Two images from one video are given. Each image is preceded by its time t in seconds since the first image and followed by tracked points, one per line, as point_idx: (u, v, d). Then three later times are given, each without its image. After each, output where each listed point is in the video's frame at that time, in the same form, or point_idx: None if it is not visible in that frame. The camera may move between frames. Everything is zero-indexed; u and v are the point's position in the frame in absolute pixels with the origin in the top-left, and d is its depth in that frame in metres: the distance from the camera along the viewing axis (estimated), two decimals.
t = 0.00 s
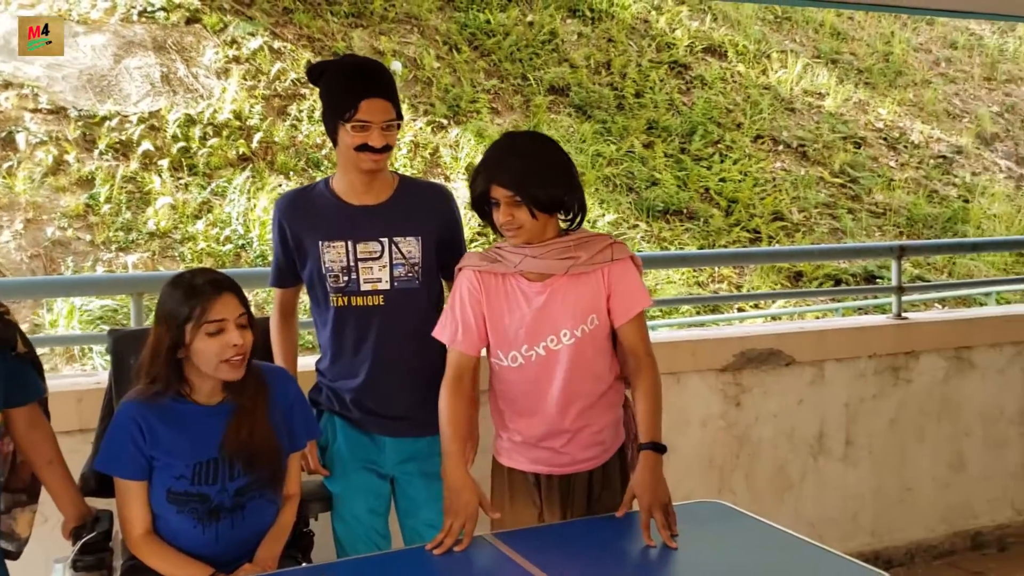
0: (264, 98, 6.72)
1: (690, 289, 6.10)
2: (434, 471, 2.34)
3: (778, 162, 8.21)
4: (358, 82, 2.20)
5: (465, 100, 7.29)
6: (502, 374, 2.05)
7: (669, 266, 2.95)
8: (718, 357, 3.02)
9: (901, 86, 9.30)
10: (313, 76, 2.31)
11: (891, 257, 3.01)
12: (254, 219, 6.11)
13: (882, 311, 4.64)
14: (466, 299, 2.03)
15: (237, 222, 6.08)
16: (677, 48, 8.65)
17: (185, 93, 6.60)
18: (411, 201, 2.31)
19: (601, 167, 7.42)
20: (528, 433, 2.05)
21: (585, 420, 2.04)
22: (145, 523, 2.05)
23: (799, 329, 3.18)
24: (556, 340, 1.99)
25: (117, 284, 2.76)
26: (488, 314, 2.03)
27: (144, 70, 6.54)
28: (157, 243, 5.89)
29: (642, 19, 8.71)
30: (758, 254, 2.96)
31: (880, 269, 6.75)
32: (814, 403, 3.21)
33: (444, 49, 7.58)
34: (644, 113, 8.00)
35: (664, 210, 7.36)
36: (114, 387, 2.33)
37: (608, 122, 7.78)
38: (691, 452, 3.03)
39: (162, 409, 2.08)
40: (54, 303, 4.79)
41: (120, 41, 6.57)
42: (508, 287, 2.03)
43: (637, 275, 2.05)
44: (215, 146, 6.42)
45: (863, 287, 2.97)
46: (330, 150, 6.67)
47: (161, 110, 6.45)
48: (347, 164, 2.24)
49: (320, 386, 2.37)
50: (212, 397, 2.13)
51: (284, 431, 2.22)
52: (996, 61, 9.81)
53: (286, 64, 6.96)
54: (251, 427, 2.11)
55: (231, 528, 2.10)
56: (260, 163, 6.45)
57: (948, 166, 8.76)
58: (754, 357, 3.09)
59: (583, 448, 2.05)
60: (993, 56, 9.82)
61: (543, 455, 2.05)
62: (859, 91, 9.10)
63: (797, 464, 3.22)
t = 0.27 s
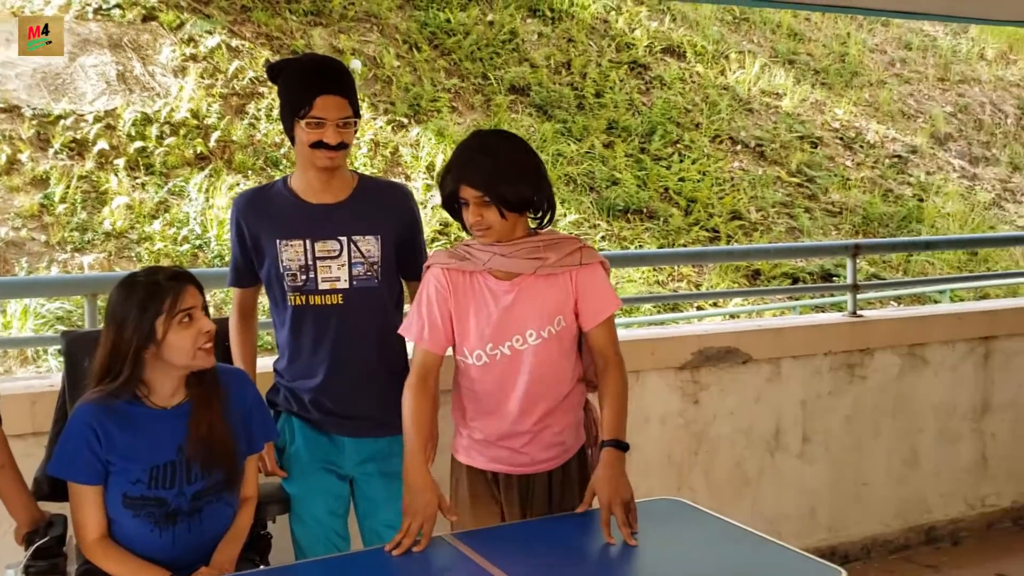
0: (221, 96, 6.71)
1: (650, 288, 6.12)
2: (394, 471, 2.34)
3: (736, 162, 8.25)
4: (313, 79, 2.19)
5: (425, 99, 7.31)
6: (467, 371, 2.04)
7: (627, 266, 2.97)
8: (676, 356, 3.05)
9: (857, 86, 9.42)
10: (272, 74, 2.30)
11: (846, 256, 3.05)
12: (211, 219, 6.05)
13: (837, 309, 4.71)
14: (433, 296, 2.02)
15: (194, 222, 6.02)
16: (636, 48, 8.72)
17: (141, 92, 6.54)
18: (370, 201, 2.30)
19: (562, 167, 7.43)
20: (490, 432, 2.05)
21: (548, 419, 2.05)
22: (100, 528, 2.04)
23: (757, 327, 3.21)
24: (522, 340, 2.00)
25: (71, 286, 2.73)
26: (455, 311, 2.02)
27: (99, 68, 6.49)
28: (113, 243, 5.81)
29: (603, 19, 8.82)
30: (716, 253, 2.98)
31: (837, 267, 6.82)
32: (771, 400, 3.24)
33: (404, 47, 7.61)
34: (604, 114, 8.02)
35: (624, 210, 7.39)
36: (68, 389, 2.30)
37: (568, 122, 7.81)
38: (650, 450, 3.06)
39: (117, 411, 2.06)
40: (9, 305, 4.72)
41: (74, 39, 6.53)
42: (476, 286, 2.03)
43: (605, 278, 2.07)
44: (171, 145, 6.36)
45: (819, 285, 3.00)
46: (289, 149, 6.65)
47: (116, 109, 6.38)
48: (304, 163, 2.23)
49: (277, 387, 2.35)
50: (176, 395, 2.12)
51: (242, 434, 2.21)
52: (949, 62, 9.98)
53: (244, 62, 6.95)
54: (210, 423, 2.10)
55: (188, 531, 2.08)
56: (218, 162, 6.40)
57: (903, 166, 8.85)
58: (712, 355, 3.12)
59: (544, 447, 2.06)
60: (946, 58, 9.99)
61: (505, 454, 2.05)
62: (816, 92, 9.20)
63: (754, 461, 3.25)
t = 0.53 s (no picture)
0: (214, 91, 6.68)
1: (643, 283, 6.14)
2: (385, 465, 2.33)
3: (728, 158, 8.26)
4: (307, 73, 2.21)
5: (419, 94, 7.32)
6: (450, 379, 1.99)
7: (618, 261, 2.98)
8: (667, 351, 3.06)
9: (849, 83, 9.42)
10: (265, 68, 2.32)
11: (836, 252, 3.06)
12: (204, 214, 6.05)
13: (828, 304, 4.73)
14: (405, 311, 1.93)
15: (187, 216, 6.02)
16: (629, 44, 8.73)
17: (134, 86, 6.55)
18: (361, 193, 2.30)
19: (554, 163, 7.44)
20: (477, 435, 2.01)
21: (536, 417, 2.03)
22: (92, 521, 2.04)
23: (747, 322, 3.22)
24: (504, 344, 1.95)
25: (63, 280, 2.73)
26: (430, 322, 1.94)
27: (92, 63, 6.50)
28: (106, 238, 5.81)
29: (595, 15, 8.82)
30: (706, 248, 2.99)
31: (828, 263, 6.85)
32: (762, 395, 3.26)
33: (398, 43, 7.62)
34: (597, 110, 8.04)
35: (617, 205, 7.41)
36: (58, 383, 2.30)
37: (561, 118, 7.82)
38: (641, 444, 3.07)
39: (108, 405, 2.06)
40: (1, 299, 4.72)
41: (69, 33, 6.55)
42: (450, 296, 1.95)
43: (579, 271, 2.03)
44: (164, 140, 6.35)
45: (808, 281, 3.02)
46: (282, 144, 6.65)
47: (109, 103, 6.38)
48: (296, 155, 2.24)
49: (269, 380, 2.35)
50: (166, 390, 2.12)
51: (234, 428, 2.22)
52: (939, 59, 10.03)
53: (237, 57, 6.95)
54: (202, 414, 2.11)
55: (180, 525, 2.09)
56: (211, 156, 6.40)
57: (893, 163, 8.88)
58: (703, 350, 3.13)
59: (534, 445, 2.04)
60: (936, 55, 10.03)
61: (496, 455, 2.02)
62: (807, 88, 9.23)
63: (745, 455, 3.27)
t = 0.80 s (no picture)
0: (215, 87, 6.69)
1: (643, 279, 6.14)
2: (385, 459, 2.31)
3: (729, 155, 8.26)
4: (308, 68, 2.20)
5: (419, 90, 7.32)
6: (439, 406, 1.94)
7: (619, 257, 2.97)
8: (668, 347, 3.06)
9: (849, 80, 9.42)
10: (261, 64, 2.29)
11: (837, 248, 3.06)
12: (204, 209, 6.04)
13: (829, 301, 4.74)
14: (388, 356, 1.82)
15: (187, 212, 6.01)
16: (630, 41, 8.70)
17: (135, 81, 6.54)
18: (363, 184, 2.30)
19: (555, 159, 7.44)
20: (474, 443, 2.01)
21: (528, 420, 2.02)
22: (92, 517, 2.04)
23: (748, 319, 3.22)
24: (491, 361, 1.91)
25: (64, 275, 2.72)
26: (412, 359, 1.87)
27: (92, 58, 6.50)
28: (106, 233, 5.80)
29: (596, 11, 8.81)
30: (708, 245, 2.99)
31: (828, 260, 6.86)
32: (762, 391, 3.26)
33: (398, 38, 7.62)
34: (597, 106, 8.04)
35: (617, 201, 7.41)
36: (59, 378, 2.29)
37: (561, 114, 7.83)
38: (642, 441, 3.07)
39: (107, 401, 2.06)
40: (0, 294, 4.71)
41: (70, 28, 6.56)
42: (428, 330, 1.87)
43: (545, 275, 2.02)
44: (164, 135, 6.34)
45: (809, 278, 3.02)
46: (283, 140, 6.64)
47: (110, 98, 6.37)
48: (298, 151, 2.22)
49: (269, 374, 2.34)
50: (163, 387, 2.13)
51: (235, 424, 2.21)
52: (940, 57, 10.03)
53: (238, 53, 6.94)
54: (201, 413, 2.10)
55: (180, 521, 2.09)
56: (211, 152, 6.40)
57: (894, 159, 8.88)
58: (705, 347, 3.13)
59: (530, 444, 2.04)
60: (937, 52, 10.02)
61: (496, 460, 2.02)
62: (808, 85, 9.23)
63: (746, 452, 3.27)
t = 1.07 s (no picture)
0: (219, 84, 6.70)
1: (647, 276, 6.14)
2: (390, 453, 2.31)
3: (733, 153, 8.25)
4: (302, 64, 2.21)
5: (423, 87, 7.33)
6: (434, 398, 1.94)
7: (622, 255, 2.97)
8: (672, 345, 3.06)
9: (854, 78, 9.41)
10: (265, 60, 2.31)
11: (842, 246, 3.06)
12: (209, 206, 6.04)
13: (832, 298, 4.74)
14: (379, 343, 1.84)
15: (192, 209, 6.01)
16: (634, 38, 8.70)
17: (139, 79, 6.55)
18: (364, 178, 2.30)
19: (559, 156, 7.44)
20: (472, 442, 1.99)
21: (525, 413, 2.01)
22: (97, 513, 2.04)
23: (752, 317, 3.22)
24: (486, 355, 1.91)
25: (68, 272, 2.73)
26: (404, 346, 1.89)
27: (96, 55, 6.51)
28: (110, 230, 5.81)
29: (600, 8, 8.80)
30: (711, 242, 2.99)
31: (833, 258, 6.85)
32: (766, 388, 3.26)
33: (402, 36, 7.62)
34: (601, 103, 8.04)
35: (621, 199, 7.40)
36: (65, 373, 2.30)
37: (564, 112, 7.84)
38: (646, 439, 3.07)
39: (111, 398, 2.06)
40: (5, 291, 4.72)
41: (73, 25, 6.57)
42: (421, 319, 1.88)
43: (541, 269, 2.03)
44: (169, 132, 6.35)
45: (813, 276, 3.01)
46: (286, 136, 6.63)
47: (114, 96, 6.38)
48: (296, 148, 2.24)
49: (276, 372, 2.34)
50: (167, 384, 2.13)
51: (239, 421, 2.22)
52: (944, 54, 10.00)
53: (242, 50, 6.94)
54: (206, 409, 2.11)
55: (185, 517, 2.09)
56: (215, 149, 6.41)
57: (898, 157, 8.88)
58: (708, 345, 3.12)
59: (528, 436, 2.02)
60: (941, 50, 10.00)
61: (494, 455, 2.00)
62: (812, 83, 9.21)
63: (749, 449, 3.27)
